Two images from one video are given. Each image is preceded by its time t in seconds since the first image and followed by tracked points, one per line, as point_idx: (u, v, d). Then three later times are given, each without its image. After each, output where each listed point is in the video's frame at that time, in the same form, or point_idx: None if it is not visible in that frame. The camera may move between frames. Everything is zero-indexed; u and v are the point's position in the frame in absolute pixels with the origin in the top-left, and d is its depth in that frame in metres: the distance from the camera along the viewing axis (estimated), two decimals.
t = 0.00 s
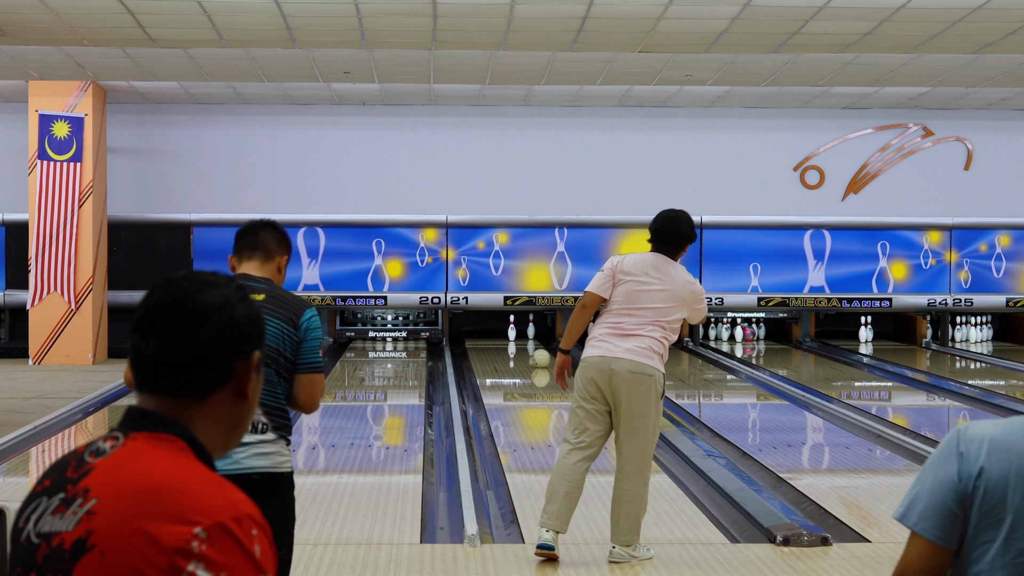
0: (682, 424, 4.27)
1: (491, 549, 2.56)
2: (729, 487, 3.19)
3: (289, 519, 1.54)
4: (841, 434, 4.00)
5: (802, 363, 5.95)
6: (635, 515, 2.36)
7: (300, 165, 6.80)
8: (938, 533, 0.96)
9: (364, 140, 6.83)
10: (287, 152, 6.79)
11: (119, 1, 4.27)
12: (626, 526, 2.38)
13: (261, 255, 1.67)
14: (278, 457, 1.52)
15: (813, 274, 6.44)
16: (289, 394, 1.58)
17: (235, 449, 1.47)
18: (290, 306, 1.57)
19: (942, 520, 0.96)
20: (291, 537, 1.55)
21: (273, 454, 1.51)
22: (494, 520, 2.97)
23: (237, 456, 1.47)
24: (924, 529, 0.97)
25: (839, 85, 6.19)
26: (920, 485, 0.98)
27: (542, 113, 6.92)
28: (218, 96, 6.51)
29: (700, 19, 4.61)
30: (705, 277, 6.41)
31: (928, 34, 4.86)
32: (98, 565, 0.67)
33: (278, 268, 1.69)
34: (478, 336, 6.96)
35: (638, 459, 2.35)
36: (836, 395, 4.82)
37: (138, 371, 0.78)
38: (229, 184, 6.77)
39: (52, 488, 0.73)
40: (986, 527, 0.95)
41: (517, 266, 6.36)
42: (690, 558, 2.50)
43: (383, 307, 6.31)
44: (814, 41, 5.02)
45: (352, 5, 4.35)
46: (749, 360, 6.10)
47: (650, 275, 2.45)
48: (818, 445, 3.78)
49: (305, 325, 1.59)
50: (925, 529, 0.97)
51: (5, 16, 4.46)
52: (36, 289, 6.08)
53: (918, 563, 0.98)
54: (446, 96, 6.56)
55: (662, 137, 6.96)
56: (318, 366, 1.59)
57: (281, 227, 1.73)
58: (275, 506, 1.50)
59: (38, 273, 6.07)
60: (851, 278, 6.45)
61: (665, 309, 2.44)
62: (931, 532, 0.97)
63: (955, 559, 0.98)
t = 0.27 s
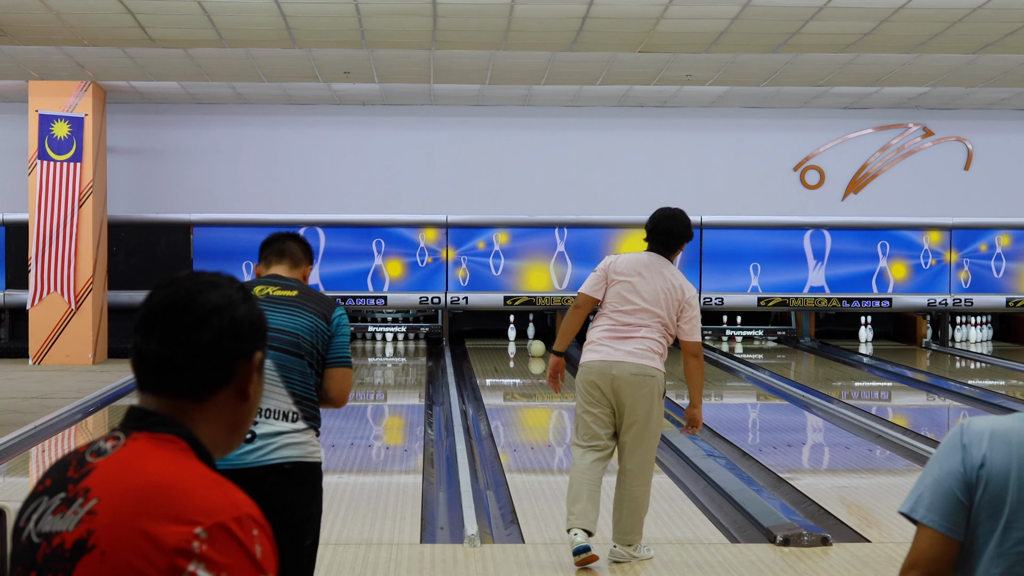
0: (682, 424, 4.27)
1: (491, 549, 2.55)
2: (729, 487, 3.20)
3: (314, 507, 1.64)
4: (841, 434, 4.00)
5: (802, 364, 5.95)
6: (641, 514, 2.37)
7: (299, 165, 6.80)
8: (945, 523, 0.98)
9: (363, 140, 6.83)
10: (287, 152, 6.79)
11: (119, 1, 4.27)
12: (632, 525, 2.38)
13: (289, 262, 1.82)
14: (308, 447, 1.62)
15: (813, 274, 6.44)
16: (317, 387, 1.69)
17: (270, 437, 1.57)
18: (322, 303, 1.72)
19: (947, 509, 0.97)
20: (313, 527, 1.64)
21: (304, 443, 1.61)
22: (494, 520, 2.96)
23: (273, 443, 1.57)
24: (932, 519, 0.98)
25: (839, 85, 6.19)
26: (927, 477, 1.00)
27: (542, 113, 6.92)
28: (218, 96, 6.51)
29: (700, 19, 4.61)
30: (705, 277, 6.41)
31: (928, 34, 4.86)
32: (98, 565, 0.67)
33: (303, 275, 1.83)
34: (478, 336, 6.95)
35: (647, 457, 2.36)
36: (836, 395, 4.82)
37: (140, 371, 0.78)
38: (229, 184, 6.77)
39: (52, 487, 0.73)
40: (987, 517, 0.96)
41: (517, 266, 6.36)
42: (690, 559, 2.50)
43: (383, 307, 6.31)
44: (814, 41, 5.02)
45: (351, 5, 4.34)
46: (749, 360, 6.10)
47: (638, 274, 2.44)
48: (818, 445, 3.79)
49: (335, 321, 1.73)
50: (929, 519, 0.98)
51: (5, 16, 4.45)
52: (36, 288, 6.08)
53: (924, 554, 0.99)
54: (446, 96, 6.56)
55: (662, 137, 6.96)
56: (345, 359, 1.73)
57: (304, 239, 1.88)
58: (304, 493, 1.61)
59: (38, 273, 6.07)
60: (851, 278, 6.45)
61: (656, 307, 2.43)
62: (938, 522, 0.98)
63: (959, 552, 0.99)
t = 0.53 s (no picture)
0: (682, 424, 4.27)
1: (491, 549, 2.55)
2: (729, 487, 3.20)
3: (327, 504, 1.64)
4: (841, 434, 4.00)
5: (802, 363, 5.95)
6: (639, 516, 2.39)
7: (299, 165, 6.80)
8: (923, 520, 1.01)
9: (363, 140, 6.83)
10: (287, 152, 6.79)
11: (119, 1, 4.27)
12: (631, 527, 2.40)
13: (300, 263, 1.82)
14: (321, 442, 1.63)
15: (813, 274, 6.44)
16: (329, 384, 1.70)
17: (282, 432, 1.59)
18: (333, 300, 1.74)
19: (923, 507, 1.01)
20: (324, 522, 1.64)
21: (317, 438, 1.62)
22: (494, 519, 2.96)
23: (285, 439, 1.58)
24: (910, 517, 1.02)
25: (839, 85, 6.19)
26: (904, 477, 1.04)
27: (542, 113, 6.92)
28: (218, 96, 6.51)
29: (700, 19, 4.61)
30: (705, 277, 6.42)
31: (928, 34, 4.86)
32: (98, 565, 0.67)
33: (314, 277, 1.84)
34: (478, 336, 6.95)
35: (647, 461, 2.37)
36: (836, 395, 4.82)
37: (139, 370, 0.78)
38: (230, 184, 6.77)
39: (51, 487, 0.73)
40: (961, 514, 1.00)
41: (517, 266, 6.36)
42: (690, 558, 2.50)
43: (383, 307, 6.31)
44: (814, 41, 5.02)
45: (351, 5, 4.34)
46: (749, 360, 6.10)
47: (614, 276, 2.43)
48: (818, 445, 3.78)
49: (346, 318, 1.74)
50: (906, 516, 1.02)
51: (5, 16, 4.46)
52: (36, 289, 6.08)
53: (903, 551, 1.03)
54: (446, 96, 6.56)
55: (662, 137, 6.97)
56: (356, 355, 1.74)
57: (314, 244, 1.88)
58: (316, 488, 1.61)
59: (38, 273, 6.07)
60: (851, 278, 6.45)
61: (634, 306, 2.38)
62: (916, 520, 1.02)
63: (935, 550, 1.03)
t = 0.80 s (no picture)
0: (682, 424, 4.27)
1: (491, 549, 2.55)
2: (729, 487, 3.20)
3: (330, 498, 1.64)
4: (841, 434, 4.00)
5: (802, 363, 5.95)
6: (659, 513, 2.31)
7: (300, 165, 6.80)
8: (880, 513, 1.07)
9: (363, 140, 6.82)
10: (287, 152, 6.79)
11: (119, 1, 4.27)
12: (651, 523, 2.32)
13: (301, 262, 1.82)
14: (321, 437, 1.64)
15: (813, 274, 6.44)
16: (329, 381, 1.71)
17: (281, 430, 1.60)
18: (331, 297, 1.73)
19: (881, 500, 1.07)
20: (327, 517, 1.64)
21: (316, 434, 1.63)
22: (494, 520, 2.96)
23: (284, 436, 1.60)
24: (869, 510, 1.07)
25: (839, 85, 6.19)
26: (864, 472, 1.09)
27: (542, 113, 6.92)
28: (218, 96, 6.51)
29: (700, 19, 4.61)
30: (705, 277, 6.41)
31: (928, 34, 4.86)
32: (96, 565, 0.67)
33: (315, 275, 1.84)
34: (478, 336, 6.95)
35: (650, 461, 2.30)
36: (836, 395, 4.82)
37: (138, 370, 0.78)
38: (230, 184, 6.77)
39: (51, 487, 0.73)
40: (917, 505, 1.06)
41: (517, 266, 6.35)
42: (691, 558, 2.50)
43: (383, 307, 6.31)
44: (814, 41, 5.02)
45: (352, 5, 4.34)
46: (749, 360, 6.10)
47: (592, 274, 2.38)
48: (818, 445, 3.78)
49: (344, 315, 1.74)
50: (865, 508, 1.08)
51: (5, 16, 4.46)
52: (36, 289, 6.08)
53: (863, 543, 1.08)
54: (446, 96, 6.56)
55: (662, 137, 6.96)
56: (355, 352, 1.73)
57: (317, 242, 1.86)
58: (318, 482, 1.62)
59: (38, 273, 6.07)
60: (851, 278, 6.45)
61: (610, 305, 2.32)
62: (874, 513, 1.07)
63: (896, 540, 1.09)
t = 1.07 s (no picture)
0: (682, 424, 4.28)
1: (491, 549, 2.55)
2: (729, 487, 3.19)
3: (325, 491, 1.69)
4: (841, 434, 4.00)
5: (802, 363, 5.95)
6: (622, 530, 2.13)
7: (300, 165, 6.80)
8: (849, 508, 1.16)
9: (364, 140, 6.82)
10: (287, 152, 6.79)
11: (119, 1, 4.27)
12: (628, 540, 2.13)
13: (295, 256, 1.82)
14: (310, 433, 1.66)
15: (813, 274, 6.44)
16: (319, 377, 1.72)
17: (270, 426, 1.62)
18: (319, 294, 1.74)
19: (847, 496, 1.15)
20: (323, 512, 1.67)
21: (305, 429, 1.65)
22: (494, 519, 2.96)
23: (273, 432, 1.62)
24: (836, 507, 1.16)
25: (839, 85, 6.19)
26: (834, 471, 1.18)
27: (542, 113, 6.92)
28: (218, 96, 6.51)
29: (700, 19, 4.61)
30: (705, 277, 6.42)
31: (928, 34, 4.86)
32: (95, 565, 0.67)
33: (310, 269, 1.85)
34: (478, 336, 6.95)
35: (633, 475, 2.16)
36: (836, 395, 4.82)
37: (138, 370, 0.78)
38: (230, 184, 6.77)
39: (51, 487, 0.73)
40: (883, 498, 1.13)
41: (517, 266, 6.35)
42: (690, 558, 2.50)
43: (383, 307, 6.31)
44: (814, 41, 5.02)
45: (352, 5, 4.34)
46: (749, 360, 6.10)
47: (589, 278, 2.32)
48: (818, 445, 3.78)
49: (333, 310, 1.74)
50: (838, 503, 1.17)
51: (5, 16, 4.46)
52: (36, 288, 6.09)
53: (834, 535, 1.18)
54: (446, 96, 6.55)
55: (662, 137, 6.97)
56: (345, 348, 1.74)
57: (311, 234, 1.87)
58: (312, 476, 1.66)
59: (38, 273, 6.07)
60: (851, 278, 6.45)
61: (602, 311, 2.25)
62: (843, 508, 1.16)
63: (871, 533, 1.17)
